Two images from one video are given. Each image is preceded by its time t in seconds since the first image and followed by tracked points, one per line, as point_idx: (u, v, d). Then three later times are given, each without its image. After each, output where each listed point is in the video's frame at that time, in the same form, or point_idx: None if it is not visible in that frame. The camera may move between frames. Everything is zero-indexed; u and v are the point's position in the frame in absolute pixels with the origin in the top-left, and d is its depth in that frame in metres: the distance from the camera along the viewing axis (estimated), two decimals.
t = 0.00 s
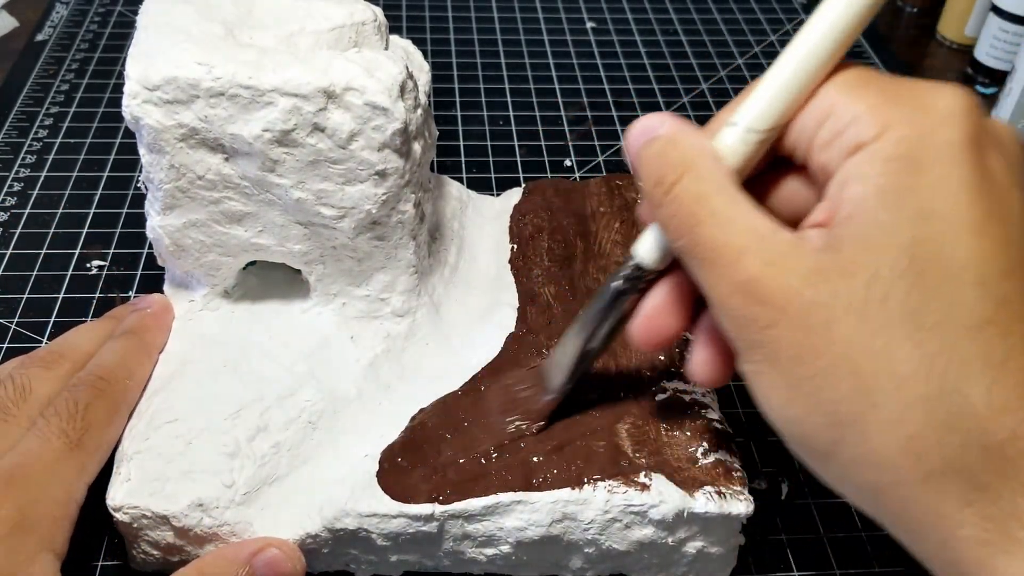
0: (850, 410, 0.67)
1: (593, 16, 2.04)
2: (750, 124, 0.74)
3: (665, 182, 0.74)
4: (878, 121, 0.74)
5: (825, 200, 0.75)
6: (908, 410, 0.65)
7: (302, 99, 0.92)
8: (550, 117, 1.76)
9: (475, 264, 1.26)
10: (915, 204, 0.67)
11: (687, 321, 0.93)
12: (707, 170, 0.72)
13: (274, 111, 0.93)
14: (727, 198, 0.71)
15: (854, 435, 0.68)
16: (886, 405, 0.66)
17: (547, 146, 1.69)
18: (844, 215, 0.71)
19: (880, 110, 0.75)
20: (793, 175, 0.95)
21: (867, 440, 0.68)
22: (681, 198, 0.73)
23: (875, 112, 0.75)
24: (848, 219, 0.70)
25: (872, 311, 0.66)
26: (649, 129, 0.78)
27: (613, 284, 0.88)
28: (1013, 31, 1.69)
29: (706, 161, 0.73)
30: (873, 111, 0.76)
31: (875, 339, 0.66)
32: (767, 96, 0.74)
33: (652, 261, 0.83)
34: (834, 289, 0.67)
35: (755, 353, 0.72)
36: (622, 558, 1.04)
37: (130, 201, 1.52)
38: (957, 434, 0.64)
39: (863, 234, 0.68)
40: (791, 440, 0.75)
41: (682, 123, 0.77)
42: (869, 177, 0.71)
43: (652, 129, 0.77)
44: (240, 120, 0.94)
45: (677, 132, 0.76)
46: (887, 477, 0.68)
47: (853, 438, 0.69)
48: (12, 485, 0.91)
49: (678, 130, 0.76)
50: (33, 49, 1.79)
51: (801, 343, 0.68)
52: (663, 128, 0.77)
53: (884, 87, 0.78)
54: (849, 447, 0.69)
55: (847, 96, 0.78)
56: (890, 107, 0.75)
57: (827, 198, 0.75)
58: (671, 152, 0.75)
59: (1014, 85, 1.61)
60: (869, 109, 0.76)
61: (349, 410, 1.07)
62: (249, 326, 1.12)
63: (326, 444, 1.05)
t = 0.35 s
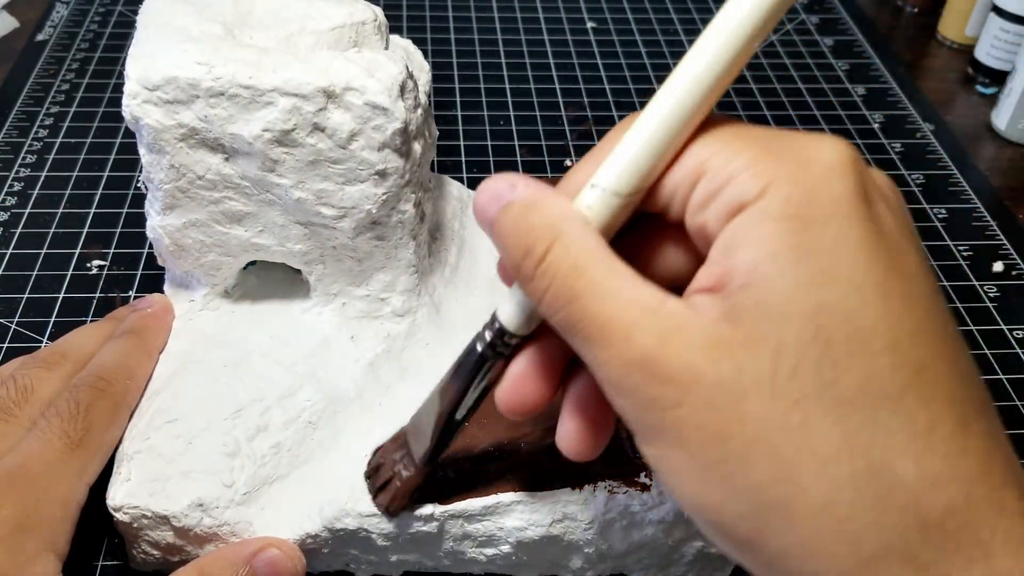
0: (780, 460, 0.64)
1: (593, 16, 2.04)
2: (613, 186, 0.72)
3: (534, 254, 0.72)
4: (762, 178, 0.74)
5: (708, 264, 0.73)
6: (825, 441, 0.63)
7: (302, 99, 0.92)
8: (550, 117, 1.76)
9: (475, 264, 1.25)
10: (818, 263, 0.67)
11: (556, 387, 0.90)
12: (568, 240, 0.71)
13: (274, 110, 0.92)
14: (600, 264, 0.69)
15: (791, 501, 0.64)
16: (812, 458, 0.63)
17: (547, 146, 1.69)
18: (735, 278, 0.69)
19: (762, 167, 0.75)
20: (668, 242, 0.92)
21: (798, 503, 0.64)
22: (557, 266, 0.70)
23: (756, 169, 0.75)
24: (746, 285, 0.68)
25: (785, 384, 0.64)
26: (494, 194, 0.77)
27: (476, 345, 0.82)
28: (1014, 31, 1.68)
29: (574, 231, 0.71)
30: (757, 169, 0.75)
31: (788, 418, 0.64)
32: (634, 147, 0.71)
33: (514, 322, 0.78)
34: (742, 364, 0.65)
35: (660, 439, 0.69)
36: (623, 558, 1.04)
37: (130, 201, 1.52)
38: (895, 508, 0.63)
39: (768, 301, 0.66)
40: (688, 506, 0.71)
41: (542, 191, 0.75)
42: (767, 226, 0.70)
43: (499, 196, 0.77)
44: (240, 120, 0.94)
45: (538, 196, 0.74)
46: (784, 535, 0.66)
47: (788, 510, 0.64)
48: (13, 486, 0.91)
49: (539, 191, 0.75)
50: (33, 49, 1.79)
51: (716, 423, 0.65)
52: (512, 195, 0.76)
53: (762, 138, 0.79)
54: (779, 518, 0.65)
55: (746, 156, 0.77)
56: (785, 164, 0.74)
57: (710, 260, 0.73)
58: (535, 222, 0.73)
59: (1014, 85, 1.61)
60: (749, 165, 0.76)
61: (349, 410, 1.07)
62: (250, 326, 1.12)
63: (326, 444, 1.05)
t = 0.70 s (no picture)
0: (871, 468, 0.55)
1: (593, 15, 2.04)
2: (670, 146, 0.61)
3: (579, 221, 0.61)
4: (845, 132, 0.63)
5: (780, 228, 0.64)
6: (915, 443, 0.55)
7: (302, 99, 0.92)
8: (550, 117, 1.76)
9: (475, 264, 1.25)
10: (905, 233, 0.57)
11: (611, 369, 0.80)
12: (611, 206, 0.60)
13: (274, 110, 0.92)
14: (658, 232, 0.59)
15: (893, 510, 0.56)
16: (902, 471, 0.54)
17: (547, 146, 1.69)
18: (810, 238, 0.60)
19: (847, 123, 0.63)
20: (736, 211, 0.85)
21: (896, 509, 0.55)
22: (605, 237, 0.60)
23: (835, 126, 0.64)
24: (824, 255, 0.58)
25: (875, 366, 0.55)
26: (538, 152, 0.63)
27: (524, 323, 0.74)
28: (1015, 31, 1.69)
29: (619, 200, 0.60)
30: (833, 125, 0.64)
31: (876, 402, 0.55)
32: (688, 108, 0.61)
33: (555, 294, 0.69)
34: (822, 340, 0.56)
35: (727, 421, 0.59)
36: (623, 557, 1.04)
37: (130, 201, 1.52)
38: (995, 514, 0.55)
39: (842, 268, 0.57)
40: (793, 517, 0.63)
41: (587, 148, 0.62)
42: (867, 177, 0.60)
43: (545, 154, 0.63)
44: (240, 120, 0.94)
45: (575, 156, 0.62)
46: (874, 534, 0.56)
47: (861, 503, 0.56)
48: (14, 486, 0.91)
49: (592, 151, 0.62)
50: (33, 49, 1.78)
51: (792, 409, 0.56)
52: (560, 151, 0.62)
53: (837, 92, 0.67)
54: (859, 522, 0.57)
55: (806, 107, 0.66)
56: (872, 117, 0.63)
57: (784, 222, 0.64)
58: (581, 184, 0.61)
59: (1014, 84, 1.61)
60: (821, 121, 0.65)
61: (349, 410, 1.07)
62: (250, 326, 1.12)
63: (325, 444, 1.05)
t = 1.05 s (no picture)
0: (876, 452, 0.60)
1: (593, 15, 2.04)
2: (733, 172, 0.64)
3: (640, 247, 0.67)
4: (897, 166, 0.64)
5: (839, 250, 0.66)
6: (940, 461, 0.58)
7: (302, 99, 0.92)
8: (551, 117, 1.76)
9: (475, 265, 1.25)
10: (953, 262, 0.59)
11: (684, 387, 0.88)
12: (670, 235, 0.66)
13: (274, 110, 0.92)
14: (724, 265, 0.64)
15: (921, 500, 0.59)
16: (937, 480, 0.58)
17: (547, 146, 1.69)
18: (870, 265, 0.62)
19: (894, 153, 0.65)
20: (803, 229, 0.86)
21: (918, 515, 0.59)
22: (663, 261, 0.66)
23: (888, 157, 0.65)
24: (874, 285, 0.61)
25: (912, 399, 0.58)
26: (613, 180, 0.72)
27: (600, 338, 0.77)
28: (1014, 31, 1.68)
29: (688, 234, 0.65)
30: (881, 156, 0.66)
31: (916, 432, 0.58)
32: (747, 143, 0.63)
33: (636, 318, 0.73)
34: (865, 371, 0.59)
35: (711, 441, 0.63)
36: (623, 557, 1.04)
37: (130, 201, 1.52)
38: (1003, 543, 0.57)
39: (888, 300, 0.60)
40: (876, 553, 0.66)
41: (652, 177, 0.69)
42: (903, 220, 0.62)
43: (613, 182, 0.71)
44: (240, 119, 0.94)
45: (647, 180, 0.69)
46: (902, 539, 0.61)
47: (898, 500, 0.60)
48: (13, 486, 0.91)
49: (653, 177, 0.69)
50: (33, 49, 1.78)
51: (838, 430, 0.60)
52: (630, 177, 0.70)
53: (893, 125, 0.68)
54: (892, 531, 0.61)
55: (868, 138, 0.68)
56: (917, 138, 0.65)
57: (839, 248, 0.66)
58: (642, 211, 0.68)
59: (1014, 85, 1.61)
60: (878, 152, 0.66)
61: (349, 409, 1.07)
62: (250, 325, 1.12)
63: (325, 444, 1.05)
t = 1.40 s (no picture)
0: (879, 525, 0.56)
1: (593, 15, 2.04)
2: (726, 243, 0.61)
3: (634, 328, 0.64)
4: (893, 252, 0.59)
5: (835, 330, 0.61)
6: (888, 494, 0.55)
7: (302, 98, 0.92)
8: (550, 116, 1.76)
9: (475, 264, 1.25)
10: (952, 353, 0.54)
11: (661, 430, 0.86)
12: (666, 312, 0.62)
13: (274, 109, 0.92)
14: (708, 330, 0.61)
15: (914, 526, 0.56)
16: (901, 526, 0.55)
17: (547, 145, 1.69)
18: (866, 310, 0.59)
19: (890, 236, 0.60)
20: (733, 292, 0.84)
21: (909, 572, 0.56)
22: (658, 346, 0.62)
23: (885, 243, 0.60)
24: (874, 378, 0.56)
25: (910, 494, 0.55)
26: (600, 242, 0.67)
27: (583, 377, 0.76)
28: (1014, 30, 1.67)
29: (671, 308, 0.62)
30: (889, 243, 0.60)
31: (907, 501, 0.55)
32: (744, 207, 0.59)
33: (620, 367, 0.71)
34: (928, 476, 0.54)
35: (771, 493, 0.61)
36: (623, 557, 1.04)
37: (130, 200, 1.52)
38: None
39: (889, 395, 0.55)
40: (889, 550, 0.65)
41: (643, 244, 0.66)
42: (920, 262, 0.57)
43: (604, 247, 0.67)
44: (240, 119, 0.94)
45: (637, 250, 0.65)
46: None
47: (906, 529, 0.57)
48: (14, 486, 0.90)
49: (646, 247, 0.65)
50: (33, 48, 1.78)
51: (840, 518, 0.57)
52: (618, 245, 0.66)
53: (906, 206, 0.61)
54: None
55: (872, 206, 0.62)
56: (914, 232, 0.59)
57: (837, 327, 0.61)
58: (636, 287, 0.64)
59: (1014, 84, 1.61)
60: (874, 235, 0.61)
61: (349, 409, 1.07)
62: (250, 324, 1.12)
63: (326, 443, 1.05)
